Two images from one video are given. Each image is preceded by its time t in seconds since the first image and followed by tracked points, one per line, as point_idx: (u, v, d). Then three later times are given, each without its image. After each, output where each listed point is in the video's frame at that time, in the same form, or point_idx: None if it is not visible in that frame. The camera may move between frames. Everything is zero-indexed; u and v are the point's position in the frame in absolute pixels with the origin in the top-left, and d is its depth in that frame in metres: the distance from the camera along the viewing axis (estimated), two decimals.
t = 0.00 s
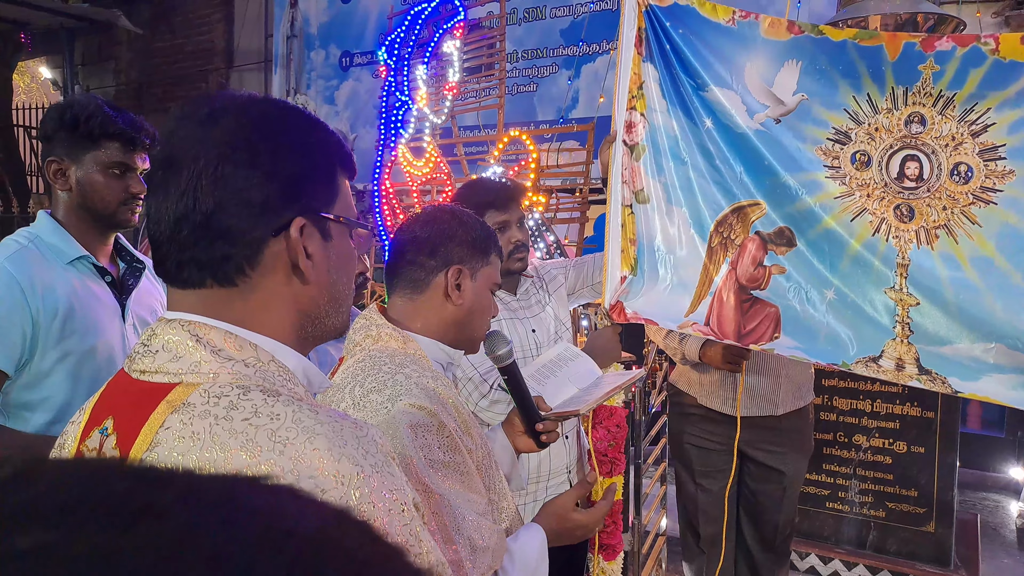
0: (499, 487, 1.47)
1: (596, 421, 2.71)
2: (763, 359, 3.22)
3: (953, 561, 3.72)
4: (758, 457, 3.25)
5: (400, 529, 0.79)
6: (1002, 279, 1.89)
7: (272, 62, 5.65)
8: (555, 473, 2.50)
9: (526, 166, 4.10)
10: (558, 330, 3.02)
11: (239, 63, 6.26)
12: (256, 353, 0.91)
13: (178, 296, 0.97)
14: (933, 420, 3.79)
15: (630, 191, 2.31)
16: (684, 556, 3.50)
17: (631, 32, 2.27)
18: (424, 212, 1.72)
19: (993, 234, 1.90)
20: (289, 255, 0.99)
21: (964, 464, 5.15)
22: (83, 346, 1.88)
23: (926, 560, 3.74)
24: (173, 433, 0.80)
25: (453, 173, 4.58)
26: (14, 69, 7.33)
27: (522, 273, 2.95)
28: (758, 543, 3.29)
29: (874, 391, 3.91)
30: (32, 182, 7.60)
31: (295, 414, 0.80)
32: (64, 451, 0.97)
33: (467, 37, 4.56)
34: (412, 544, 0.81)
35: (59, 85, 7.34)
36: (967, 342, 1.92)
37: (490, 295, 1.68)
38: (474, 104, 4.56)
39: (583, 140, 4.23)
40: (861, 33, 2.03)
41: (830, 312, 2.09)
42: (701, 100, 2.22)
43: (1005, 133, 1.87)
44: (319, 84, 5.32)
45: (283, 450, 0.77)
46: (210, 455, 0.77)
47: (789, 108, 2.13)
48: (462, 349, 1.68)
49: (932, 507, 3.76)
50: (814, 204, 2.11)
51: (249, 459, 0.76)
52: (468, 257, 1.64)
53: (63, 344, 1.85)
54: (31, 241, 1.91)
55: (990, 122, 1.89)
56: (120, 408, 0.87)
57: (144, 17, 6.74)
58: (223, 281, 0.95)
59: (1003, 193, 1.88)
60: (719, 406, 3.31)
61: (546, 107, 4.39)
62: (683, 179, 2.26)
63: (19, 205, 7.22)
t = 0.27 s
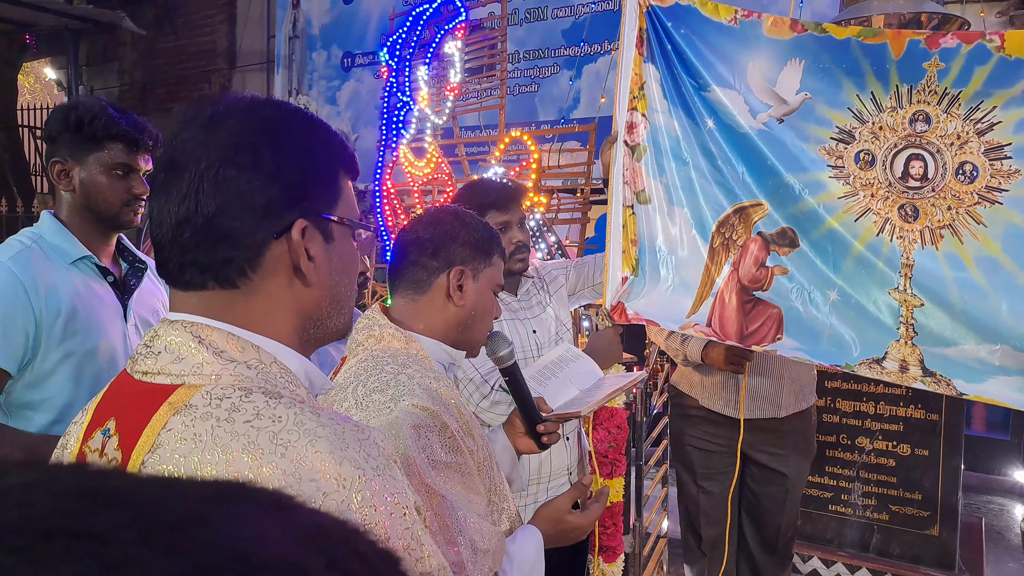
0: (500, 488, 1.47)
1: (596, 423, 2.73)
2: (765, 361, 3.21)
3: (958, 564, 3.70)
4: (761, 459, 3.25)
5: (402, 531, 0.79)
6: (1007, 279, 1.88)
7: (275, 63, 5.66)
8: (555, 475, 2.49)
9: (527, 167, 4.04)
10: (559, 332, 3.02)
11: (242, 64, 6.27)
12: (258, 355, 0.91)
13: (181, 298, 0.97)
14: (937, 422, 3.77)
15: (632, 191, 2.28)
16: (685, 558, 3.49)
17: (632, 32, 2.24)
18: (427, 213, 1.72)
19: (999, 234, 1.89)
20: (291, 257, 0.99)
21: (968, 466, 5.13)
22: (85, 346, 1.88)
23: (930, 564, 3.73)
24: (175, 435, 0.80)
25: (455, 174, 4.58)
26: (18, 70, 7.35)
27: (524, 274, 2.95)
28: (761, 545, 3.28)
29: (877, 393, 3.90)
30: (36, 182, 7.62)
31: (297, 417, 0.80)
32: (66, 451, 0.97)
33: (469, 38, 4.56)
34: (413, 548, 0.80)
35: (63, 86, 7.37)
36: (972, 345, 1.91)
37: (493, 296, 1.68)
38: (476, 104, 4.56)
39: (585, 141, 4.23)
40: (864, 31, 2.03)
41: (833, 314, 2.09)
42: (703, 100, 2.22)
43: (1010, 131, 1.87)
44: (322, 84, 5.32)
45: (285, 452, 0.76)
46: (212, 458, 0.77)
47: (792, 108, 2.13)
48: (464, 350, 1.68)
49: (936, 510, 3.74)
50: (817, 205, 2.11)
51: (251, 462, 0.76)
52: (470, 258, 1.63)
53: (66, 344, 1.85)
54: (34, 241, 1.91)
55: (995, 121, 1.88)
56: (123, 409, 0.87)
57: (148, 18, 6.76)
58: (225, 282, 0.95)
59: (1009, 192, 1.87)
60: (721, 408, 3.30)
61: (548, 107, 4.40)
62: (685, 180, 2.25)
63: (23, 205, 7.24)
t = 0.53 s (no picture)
0: (504, 488, 1.47)
1: (597, 424, 2.67)
2: (768, 362, 3.19)
3: (959, 567, 3.69)
4: (762, 460, 3.24)
5: (404, 533, 0.79)
6: (1013, 281, 1.87)
7: (278, 62, 5.66)
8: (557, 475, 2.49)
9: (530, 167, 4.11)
10: (561, 333, 3.01)
11: (245, 62, 6.27)
12: (261, 355, 0.91)
13: (183, 298, 0.97)
14: (939, 424, 3.76)
15: (635, 191, 2.29)
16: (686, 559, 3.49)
17: (637, 32, 2.26)
18: (431, 212, 1.71)
19: (1004, 237, 1.87)
20: (293, 257, 0.98)
21: (970, 468, 5.12)
22: (86, 345, 1.88)
23: (932, 566, 3.72)
24: (177, 435, 0.79)
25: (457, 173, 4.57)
26: (21, 68, 7.36)
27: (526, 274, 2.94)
28: (762, 547, 3.28)
29: (880, 394, 3.89)
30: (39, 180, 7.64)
31: (299, 417, 0.79)
32: (67, 451, 0.96)
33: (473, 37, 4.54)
34: (415, 550, 0.80)
35: (66, 84, 7.37)
36: (976, 347, 1.90)
37: (497, 296, 1.67)
38: (479, 104, 4.54)
39: (588, 141, 4.22)
40: (871, 31, 2.01)
41: (836, 316, 2.08)
42: (707, 101, 2.21)
43: (1017, 132, 1.85)
44: (325, 84, 5.32)
45: (287, 453, 0.76)
46: (214, 458, 0.76)
47: (797, 109, 2.12)
48: (469, 350, 1.68)
49: (938, 513, 3.74)
50: (821, 206, 2.10)
51: (253, 462, 0.76)
52: (474, 258, 1.62)
53: (67, 342, 1.85)
54: (36, 239, 1.91)
55: (1002, 122, 1.86)
56: (125, 408, 0.87)
57: (151, 16, 6.76)
58: (227, 282, 0.95)
59: (1015, 194, 1.86)
60: (723, 409, 3.29)
61: (552, 107, 4.41)
62: (689, 181, 2.25)
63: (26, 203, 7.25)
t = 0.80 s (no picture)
0: (506, 486, 1.47)
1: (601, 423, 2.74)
2: (771, 362, 3.18)
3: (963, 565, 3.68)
4: (763, 458, 3.24)
5: (406, 535, 0.78)
6: (1019, 280, 1.85)
7: (279, 60, 5.65)
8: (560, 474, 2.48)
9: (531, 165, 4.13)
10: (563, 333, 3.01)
11: (246, 62, 6.27)
12: (261, 356, 0.90)
13: (183, 298, 0.97)
14: (943, 422, 3.75)
15: (638, 191, 2.29)
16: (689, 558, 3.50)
17: (641, 30, 2.26)
18: (434, 215, 1.70)
19: (1010, 235, 1.86)
20: (293, 257, 0.97)
21: (974, 466, 5.11)
22: (87, 344, 1.88)
23: (935, 564, 3.71)
24: (178, 437, 0.79)
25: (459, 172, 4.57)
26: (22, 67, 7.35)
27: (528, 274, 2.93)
28: (764, 545, 3.26)
29: (883, 393, 3.88)
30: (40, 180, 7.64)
31: (300, 419, 0.79)
32: (69, 452, 0.96)
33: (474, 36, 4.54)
34: (417, 552, 0.79)
35: (67, 83, 7.37)
36: (981, 346, 1.89)
37: (500, 299, 1.66)
38: (480, 103, 4.52)
39: (590, 139, 4.20)
40: (876, 29, 2.00)
41: (841, 316, 2.07)
42: (711, 99, 2.21)
43: None
44: (326, 83, 5.31)
45: (288, 455, 0.75)
46: (215, 460, 0.76)
47: (802, 107, 2.11)
48: (472, 352, 1.68)
49: (941, 511, 3.72)
50: (826, 205, 2.09)
51: (253, 464, 0.75)
52: (476, 261, 1.61)
53: (68, 341, 1.85)
54: (36, 238, 1.90)
55: (1008, 120, 1.84)
56: (126, 410, 0.86)
57: (152, 15, 6.76)
58: (227, 283, 0.95)
59: (1021, 193, 1.84)
60: (725, 409, 3.28)
61: (554, 106, 4.39)
62: (693, 180, 2.24)
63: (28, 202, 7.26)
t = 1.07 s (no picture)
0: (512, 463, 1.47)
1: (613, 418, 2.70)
2: (779, 353, 3.18)
3: (978, 555, 3.65)
4: (773, 450, 3.22)
5: (411, 529, 0.78)
6: None
7: (284, 60, 5.67)
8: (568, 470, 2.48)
9: (536, 160, 4.04)
10: (572, 328, 3.01)
11: (252, 63, 6.29)
12: (266, 353, 0.91)
13: (187, 297, 0.97)
14: (956, 412, 3.72)
15: (643, 183, 2.31)
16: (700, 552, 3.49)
17: (642, 22, 2.26)
18: (434, 209, 1.71)
19: (1020, 222, 1.83)
20: (296, 255, 0.98)
21: (987, 456, 5.07)
22: (98, 343, 1.90)
23: (950, 555, 3.68)
24: (183, 434, 0.80)
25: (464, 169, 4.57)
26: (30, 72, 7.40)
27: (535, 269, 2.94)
28: (776, 537, 3.25)
29: (894, 383, 3.86)
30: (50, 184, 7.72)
31: (304, 415, 0.79)
32: (80, 450, 0.97)
33: (477, 31, 4.52)
34: (422, 546, 0.79)
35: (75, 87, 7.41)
36: (993, 333, 1.87)
37: (502, 291, 1.65)
38: (484, 99, 4.52)
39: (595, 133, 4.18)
40: (881, 17, 1.97)
41: (850, 305, 2.06)
42: (716, 90, 2.20)
43: None
44: (332, 82, 5.32)
45: (292, 451, 0.76)
46: (220, 457, 0.77)
47: (807, 96, 2.09)
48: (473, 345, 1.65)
49: (955, 501, 3.70)
50: (833, 194, 2.08)
51: (258, 461, 0.76)
52: (476, 253, 1.61)
53: (79, 342, 1.86)
54: (45, 241, 1.92)
55: (1017, 105, 1.81)
56: (133, 408, 0.87)
57: (158, 18, 6.79)
58: (230, 282, 0.95)
59: None
60: (732, 401, 3.28)
61: (558, 101, 4.37)
62: (698, 172, 2.24)
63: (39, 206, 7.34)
